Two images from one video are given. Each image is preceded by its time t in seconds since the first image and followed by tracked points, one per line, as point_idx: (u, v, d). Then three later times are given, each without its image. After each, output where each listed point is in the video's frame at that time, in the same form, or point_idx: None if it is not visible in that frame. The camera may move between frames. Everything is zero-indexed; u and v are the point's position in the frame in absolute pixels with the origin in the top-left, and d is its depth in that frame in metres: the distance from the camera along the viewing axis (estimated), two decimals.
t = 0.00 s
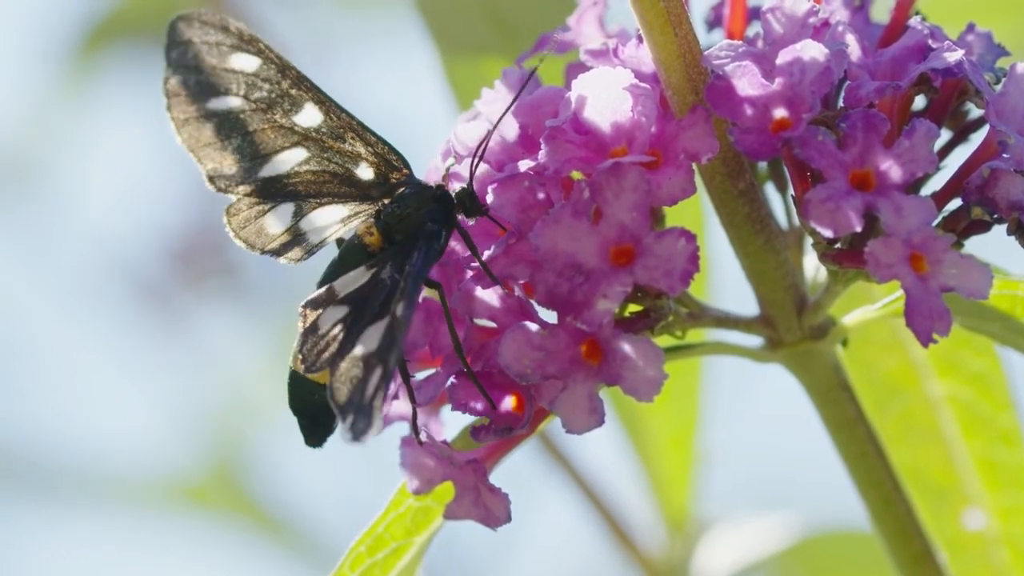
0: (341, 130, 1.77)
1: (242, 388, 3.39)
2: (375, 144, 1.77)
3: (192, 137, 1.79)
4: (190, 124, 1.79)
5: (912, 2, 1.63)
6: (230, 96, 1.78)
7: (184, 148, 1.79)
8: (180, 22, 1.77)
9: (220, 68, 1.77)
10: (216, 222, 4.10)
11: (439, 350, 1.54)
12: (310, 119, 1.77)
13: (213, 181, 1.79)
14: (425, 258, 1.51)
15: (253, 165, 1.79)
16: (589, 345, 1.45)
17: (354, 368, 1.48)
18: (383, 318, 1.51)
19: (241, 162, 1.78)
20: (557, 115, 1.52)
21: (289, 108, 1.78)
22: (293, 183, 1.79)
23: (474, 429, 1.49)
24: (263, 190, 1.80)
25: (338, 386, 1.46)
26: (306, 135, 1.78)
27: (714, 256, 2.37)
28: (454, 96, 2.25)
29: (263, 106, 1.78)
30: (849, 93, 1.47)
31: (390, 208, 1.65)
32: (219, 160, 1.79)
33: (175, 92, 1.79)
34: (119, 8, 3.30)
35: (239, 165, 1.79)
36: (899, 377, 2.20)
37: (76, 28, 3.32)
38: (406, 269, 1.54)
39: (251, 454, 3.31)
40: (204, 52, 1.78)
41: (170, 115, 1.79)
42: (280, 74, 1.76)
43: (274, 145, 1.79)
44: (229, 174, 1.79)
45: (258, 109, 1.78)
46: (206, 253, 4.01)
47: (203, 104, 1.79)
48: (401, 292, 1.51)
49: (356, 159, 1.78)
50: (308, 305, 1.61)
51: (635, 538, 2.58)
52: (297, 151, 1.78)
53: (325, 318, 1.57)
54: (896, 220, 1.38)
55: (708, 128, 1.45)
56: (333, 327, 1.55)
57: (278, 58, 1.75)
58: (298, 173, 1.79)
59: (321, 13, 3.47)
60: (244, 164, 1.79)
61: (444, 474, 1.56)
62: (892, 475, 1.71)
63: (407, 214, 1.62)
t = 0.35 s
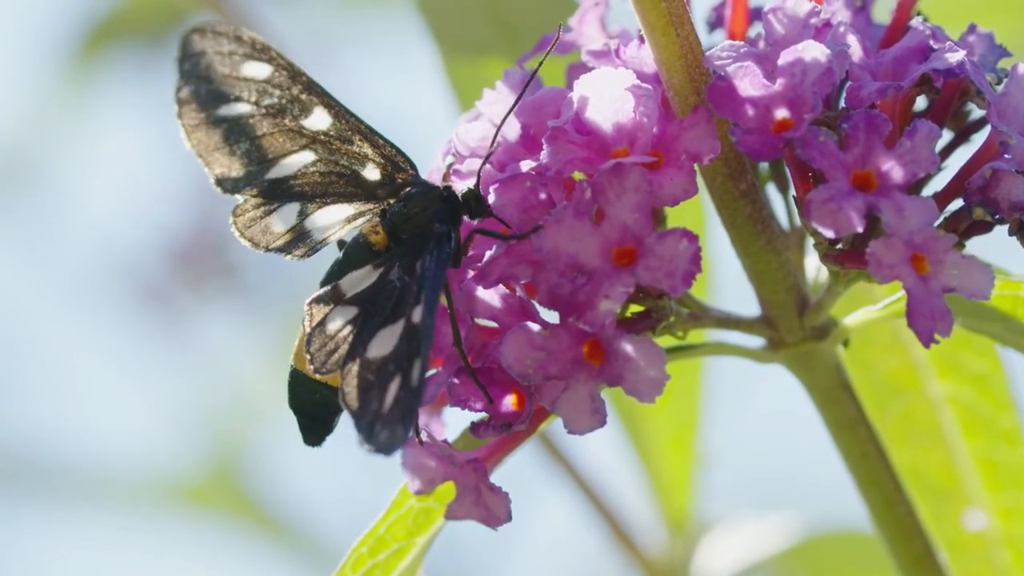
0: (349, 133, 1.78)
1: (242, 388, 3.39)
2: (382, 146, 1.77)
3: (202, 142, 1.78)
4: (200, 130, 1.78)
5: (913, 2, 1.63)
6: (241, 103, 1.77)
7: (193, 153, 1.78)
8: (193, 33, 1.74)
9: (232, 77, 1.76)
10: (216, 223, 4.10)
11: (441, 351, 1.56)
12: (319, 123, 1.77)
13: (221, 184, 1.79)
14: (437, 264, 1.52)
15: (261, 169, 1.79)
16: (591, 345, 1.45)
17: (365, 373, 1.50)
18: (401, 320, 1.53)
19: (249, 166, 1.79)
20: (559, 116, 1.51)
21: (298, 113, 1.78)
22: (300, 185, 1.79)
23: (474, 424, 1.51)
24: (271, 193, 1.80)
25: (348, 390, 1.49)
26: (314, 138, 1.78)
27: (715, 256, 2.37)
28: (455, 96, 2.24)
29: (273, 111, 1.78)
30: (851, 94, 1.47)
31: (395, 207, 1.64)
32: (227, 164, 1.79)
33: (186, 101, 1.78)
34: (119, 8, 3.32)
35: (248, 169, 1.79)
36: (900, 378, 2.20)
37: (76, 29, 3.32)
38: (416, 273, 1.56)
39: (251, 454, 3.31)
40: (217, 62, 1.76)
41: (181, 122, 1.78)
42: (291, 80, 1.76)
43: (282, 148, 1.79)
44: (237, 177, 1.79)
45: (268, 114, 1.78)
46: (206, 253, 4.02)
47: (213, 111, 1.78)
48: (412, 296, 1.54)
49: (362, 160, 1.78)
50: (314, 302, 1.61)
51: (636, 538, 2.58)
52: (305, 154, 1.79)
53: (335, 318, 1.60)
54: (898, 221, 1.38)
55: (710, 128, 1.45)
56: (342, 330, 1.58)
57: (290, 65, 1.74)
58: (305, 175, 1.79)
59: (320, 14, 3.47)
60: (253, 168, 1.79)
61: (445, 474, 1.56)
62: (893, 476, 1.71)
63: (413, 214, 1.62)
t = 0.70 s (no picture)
0: (353, 136, 1.78)
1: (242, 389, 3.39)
2: (385, 149, 1.78)
3: (207, 147, 1.77)
4: (205, 135, 1.77)
5: (913, 2, 1.63)
6: (246, 107, 1.76)
7: (198, 158, 1.78)
8: (199, 38, 1.72)
9: (239, 82, 1.75)
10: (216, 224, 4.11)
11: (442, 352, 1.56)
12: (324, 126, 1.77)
13: (226, 189, 1.79)
14: (439, 266, 1.52)
15: (267, 173, 1.79)
16: (592, 346, 1.45)
17: (368, 376, 1.51)
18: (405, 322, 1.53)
19: (255, 170, 1.78)
20: (560, 117, 1.51)
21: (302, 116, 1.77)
22: (304, 188, 1.80)
23: (475, 426, 1.50)
24: (275, 196, 1.80)
25: (351, 394, 1.49)
26: (318, 141, 1.78)
27: (715, 257, 2.37)
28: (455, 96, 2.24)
29: (278, 114, 1.77)
30: (851, 95, 1.48)
31: (396, 208, 1.64)
32: (232, 168, 1.78)
33: (192, 105, 1.77)
34: (120, 9, 3.32)
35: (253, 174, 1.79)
36: (901, 378, 2.20)
37: (77, 29, 3.32)
38: (418, 275, 1.57)
39: (251, 455, 3.31)
40: (223, 67, 1.75)
41: (186, 127, 1.77)
42: (296, 85, 1.75)
43: (287, 152, 1.78)
44: (242, 182, 1.78)
45: (273, 118, 1.77)
46: (206, 254, 4.02)
47: (219, 115, 1.77)
48: (415, 299, 1.54)
49: (365, 162, 1.79)
50: (317, 305, 1.61)
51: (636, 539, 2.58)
52: (309, 157, 1.79)
53: (338, 322, 1.60)
54: (898, 221, 1.38)
55: (711, 129, 1.45)
56: (346, 334, 1.58)
57: (295, 69, 1.73)
58: (309, 178, 1.80)
59: (320, 14, 3.48)
60: (258, 172, 1.78)
61: (446, 475, 1.56)
62: (893, 476, 1.71)
63: (414, 215, 1.62)
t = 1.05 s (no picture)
0: (351, 138, 1.78)
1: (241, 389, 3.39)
2: (384, 150, 1.78)
3: (207, 150, 1.78)
4: (206, 137, 1.78)
5: (913, 2, 1.63)
6: (246, 109, 1.77)
7: (198, 160, 1.78)
8: (200, 41, 1.74)
9: (239, 84, 1.76)
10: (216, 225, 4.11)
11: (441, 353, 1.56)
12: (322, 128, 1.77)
13: (227, 191, 1.79)
14: (436, 267, 1.51)
15: (266, 175, 1.79)
16: (591, 346, 1.45)
17: (366, 377, 1.51)
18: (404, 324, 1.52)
19: (255, 173, 1.78)
20: (559, 117, 1.51)
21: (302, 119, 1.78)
22: (304, 190, 1.79)
23: (474, 426, 1.50)
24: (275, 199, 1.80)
25: (350, 395, 1.50)
26: (317, 143, 1.78)
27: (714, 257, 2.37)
28: (455, 97, 2.24)
29: (278, 117, 1.77)
30: (850, 95, 1.48)
31: (394, 209, 1.64)
32: (232, 170, 1.78)
33: (193, 108, 1.78)
34: (120, 9, 3.31)
35: (252, 176, 1.78)
36: (900, 378, 2.20)
37: (77, 30, 3.32)
38: (415, 276, 1.56)
39: (251, 455, 3.31)
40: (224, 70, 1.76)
41: (188, 130, 1.78)
42: (295, 87, 1.75)
43: (286, 155, 1.78)
44: (242, 184, 1.78)
45: (272, 121, 1.77)
46: (206, 255, 4.02)
47: (219, 118, 1.78)
48: (412, 299, 1.54)
49: (364, 164, 1.78)
50: (315, 306, 1.61)
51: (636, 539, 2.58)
52: (308, 159, 1.79)
53: (336, 323, 1.60)
54: (897, 221, 1.38)
55: (710, 129, 1.45)
56: (343, 334, 1.58)
57: (294, 71, 1.74)
58: (308, 180, 1.79)
59: (320, 14, 3.47)
60: (257, 174, 1.78)
61: (445, 475, 1.56)
62: (893, 476, 1.71)
63: (412, 216, 1.61)
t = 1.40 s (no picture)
0: (351, 134, 1.78)
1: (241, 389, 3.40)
2: (384, 148, 1.77)
3: (204, 138, 1.80)
4: (202, 125, 1.80)
5: (912, 2, 1.63)
6: (242, 98, 1.78)
7: (195, 149, 1.80)
8: (195, 25, 1.76)
9: (234, 71, 1.77)
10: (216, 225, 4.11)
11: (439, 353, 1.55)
12: (321, 122, 1.77)
13: (224, 182, 1.81)
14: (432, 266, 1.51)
15: (263, 168, 1.79)
16: (591, 347, 1.45)
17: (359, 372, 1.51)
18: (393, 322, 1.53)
19: (251, 164, 1.79)
20: (558, 117, 1.52)
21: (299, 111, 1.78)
22: (303, 186, 1.80)
23: (474, 428, 1.50)
24: (272, 192, 1.80)
25: (343, 391, 1.50)
26: (315, 138, 1.78)
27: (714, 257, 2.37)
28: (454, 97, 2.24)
29: (275, 108, 1.78)
30: (849, 95, 1.48)
31: (397, 212, 1.65)
32: (229, 161, 1.80)
33: (188, 93, 1.81)
34: (120, 9, 3.31)
35: (249, 167, 1.80)
36: (901, 379, 2.20)
37: (77, 30, 3.32)
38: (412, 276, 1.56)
39: (250, 455, 3.31)
40: (219, 56, 1.78)
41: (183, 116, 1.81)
42: (292, 78, 1.76)
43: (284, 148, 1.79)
44: (239, 176, 1.80)
45: (269, 111, 1.78)
46: (206, 255, 4.02)
47: (215, 105, 1.79)
48: (408, 298, 1.53)
49: (365, 163, 1.78)
50: (315, 307, 1.62)
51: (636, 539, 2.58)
52: (306, 154, 1.79)
53: (333, 321, 1.60)
54: (897, 221, 1.37)
55: (710, 129, 1.45)
56: (340, 332, 1.58)
57: (291, 61, 1.75)
58: (307, 176, 1.80)
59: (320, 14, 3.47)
60: (254, 166, 1.79)
61: (445, 476, 1.56)
62: (893, 477, 1.71)
63: (414, 219, 1.62)
